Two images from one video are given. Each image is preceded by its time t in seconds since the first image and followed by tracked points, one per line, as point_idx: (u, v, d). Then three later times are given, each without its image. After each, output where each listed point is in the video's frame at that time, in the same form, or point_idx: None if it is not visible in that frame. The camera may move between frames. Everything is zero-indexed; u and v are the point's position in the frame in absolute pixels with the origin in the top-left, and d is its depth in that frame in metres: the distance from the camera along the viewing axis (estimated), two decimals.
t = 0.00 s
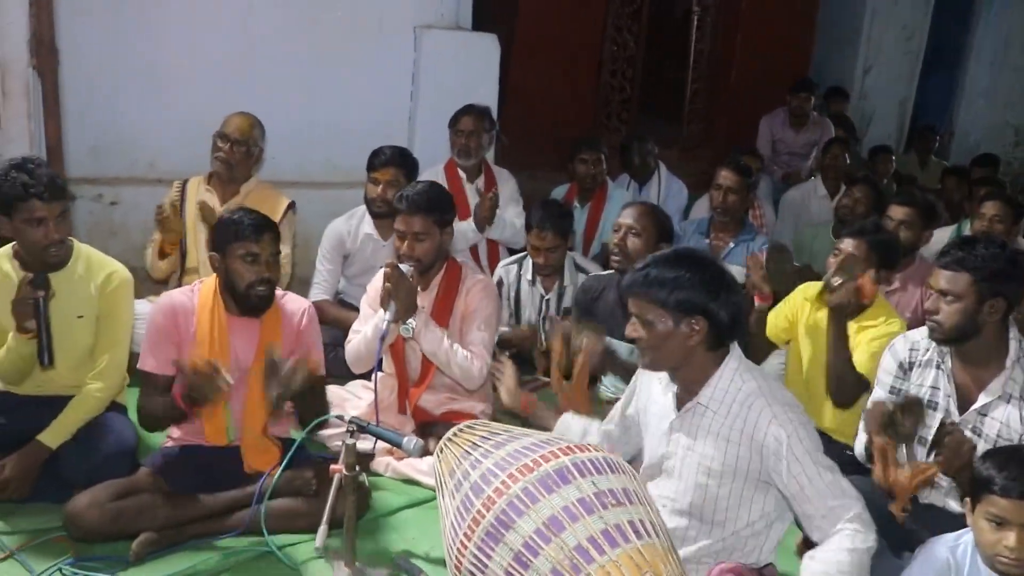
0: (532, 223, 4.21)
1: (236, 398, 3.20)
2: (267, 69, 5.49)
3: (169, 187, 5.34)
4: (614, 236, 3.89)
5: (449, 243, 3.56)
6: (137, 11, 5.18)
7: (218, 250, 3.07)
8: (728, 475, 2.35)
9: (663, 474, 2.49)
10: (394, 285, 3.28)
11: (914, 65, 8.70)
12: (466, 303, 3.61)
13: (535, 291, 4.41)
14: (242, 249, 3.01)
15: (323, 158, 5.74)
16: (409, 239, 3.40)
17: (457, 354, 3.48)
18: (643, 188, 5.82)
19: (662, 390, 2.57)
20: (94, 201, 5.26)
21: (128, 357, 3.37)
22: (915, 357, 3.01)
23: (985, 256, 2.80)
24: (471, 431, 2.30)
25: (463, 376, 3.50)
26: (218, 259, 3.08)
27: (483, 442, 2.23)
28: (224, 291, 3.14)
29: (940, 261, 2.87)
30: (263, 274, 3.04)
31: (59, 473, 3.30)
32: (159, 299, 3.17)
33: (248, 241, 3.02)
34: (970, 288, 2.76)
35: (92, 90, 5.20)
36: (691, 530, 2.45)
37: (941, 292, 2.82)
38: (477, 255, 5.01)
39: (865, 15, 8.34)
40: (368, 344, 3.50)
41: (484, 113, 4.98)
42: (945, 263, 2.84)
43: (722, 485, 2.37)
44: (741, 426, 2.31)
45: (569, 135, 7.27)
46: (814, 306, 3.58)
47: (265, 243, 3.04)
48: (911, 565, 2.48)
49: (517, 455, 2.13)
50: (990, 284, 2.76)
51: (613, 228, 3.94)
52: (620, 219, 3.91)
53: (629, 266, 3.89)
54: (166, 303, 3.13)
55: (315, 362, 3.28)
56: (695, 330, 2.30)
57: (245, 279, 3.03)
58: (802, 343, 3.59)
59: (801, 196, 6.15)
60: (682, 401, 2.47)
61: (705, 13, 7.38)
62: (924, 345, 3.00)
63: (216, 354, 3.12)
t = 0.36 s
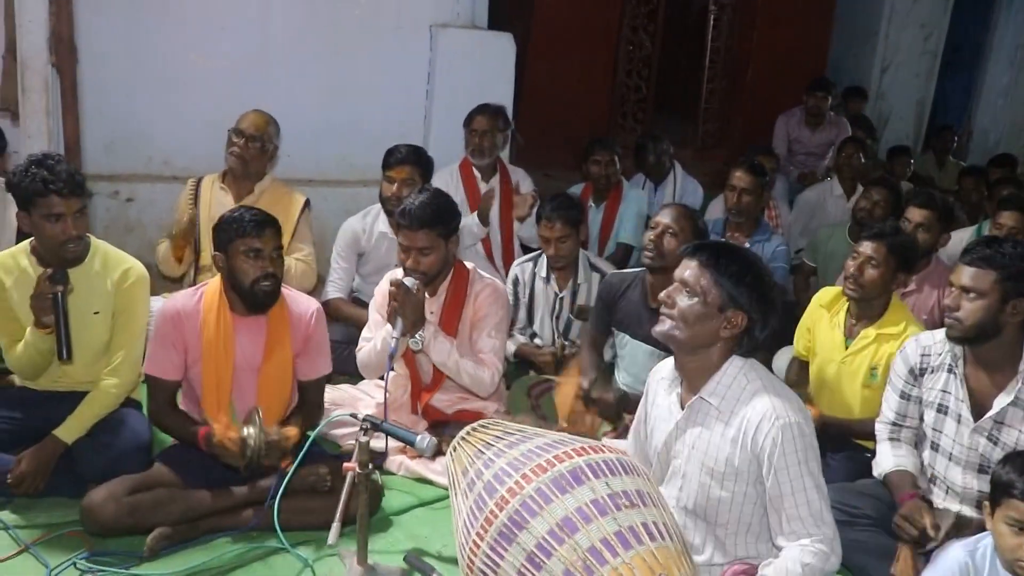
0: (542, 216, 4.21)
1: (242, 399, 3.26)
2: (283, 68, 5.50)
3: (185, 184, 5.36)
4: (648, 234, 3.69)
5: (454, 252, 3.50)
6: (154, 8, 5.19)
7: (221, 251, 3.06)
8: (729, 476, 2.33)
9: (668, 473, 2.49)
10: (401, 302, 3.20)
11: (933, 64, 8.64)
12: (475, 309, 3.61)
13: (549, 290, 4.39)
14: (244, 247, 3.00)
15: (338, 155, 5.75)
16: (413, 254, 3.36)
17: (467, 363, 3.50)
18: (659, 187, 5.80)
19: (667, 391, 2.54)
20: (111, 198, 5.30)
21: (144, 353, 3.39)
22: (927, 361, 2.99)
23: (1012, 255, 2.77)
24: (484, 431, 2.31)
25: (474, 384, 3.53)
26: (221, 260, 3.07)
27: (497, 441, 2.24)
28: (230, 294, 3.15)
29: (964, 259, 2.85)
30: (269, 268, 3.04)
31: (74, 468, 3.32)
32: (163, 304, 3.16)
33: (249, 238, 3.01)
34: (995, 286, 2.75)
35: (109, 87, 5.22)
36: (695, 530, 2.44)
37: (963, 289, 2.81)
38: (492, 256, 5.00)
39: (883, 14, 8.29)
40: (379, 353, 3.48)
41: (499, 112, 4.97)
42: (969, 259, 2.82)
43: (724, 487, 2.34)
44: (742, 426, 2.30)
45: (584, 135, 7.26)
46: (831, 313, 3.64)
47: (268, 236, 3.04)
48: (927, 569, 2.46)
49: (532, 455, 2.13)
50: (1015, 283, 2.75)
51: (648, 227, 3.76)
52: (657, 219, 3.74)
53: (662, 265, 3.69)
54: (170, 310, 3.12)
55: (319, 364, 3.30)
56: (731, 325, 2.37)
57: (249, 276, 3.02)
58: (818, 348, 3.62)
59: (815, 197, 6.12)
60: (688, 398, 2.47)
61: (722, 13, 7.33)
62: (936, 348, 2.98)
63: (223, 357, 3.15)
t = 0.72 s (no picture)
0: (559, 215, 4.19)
1: (254, 393, 3.21)
2: (300, 63, 5.52)
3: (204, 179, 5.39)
4: (661, 229, 3.70)
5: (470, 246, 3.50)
6: (172, 4, 5.21)
7: (222, 246, 3.07)
8: (740, 467, 2.31)
9: (677, 467, 2.47)
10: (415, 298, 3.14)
11: (956, 61, 8.55)
12: (490, 305, 3.61)
13: (567, 286, 4.36)
14: (245, 240, 3.01)
15: (355, 151, 5.76)
16: (429, 249, 3.38)
17: (481, 359, 3.49)
18: (677, 184, 5.79)
19: (682, 381, 2.53)
20: (129, 193, 5.34)
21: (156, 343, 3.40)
22: (954, 355, 2.96)
23: None
24: (499, 426, 2.31)
25: (488, 381, 3.51)
26: (223, 254, 3.08)
27: (511, 437, 2.23)
28: (236, 285, 3.14)
29: (1000, 256, 2.79)
30: (271, 262, 3.04)
31: (91, 462, 3.33)
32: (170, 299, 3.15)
33: (250, 231, 3.02)
34: None
35: (128, 83, 5.25)
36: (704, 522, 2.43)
37: (1003, 289, 2.74)
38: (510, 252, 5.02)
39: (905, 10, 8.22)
40: (394, 348, 3.49)
41: (517, 108, 4.97)
42: (1005, 258, 2.76)
43: (735, 478, 2.33)
44: (754, 416, 2.29)
45: (602, 131, 7.24)
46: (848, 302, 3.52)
47: (269, 229, 3.05)
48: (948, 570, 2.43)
49: (546, 451, 2.13)
50: None
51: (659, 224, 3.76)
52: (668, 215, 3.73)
53: (674, 262, 3.72)
54: (179, 300, 3.13)
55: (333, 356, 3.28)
56: (744, 320, 2.35)
57: (253, 270, 3.03)
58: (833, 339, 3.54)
59: (835, 194, 6.07)
60: (699, 392, 2.46)
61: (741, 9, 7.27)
62: (965, 343, 2.95)
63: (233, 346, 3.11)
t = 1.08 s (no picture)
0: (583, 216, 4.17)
1: (285, 384, 3.27)
2: (329, 61, 5.54)
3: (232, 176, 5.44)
4: (668, 222, 3.77)
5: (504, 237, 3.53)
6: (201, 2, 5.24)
7: (261, 240, 3.08)
8: (767, 468, 2.29)
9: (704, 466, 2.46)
10: (449, 283, 3.24)
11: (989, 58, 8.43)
12: (522, 297, 3.61)
13: (595, 283, 4.35)
14: (285, 235, 3.02)
15: (383, 148, 5.78)
16: (462, 235, 3.39)
17: (511, 351, 3.49)
18: (704, 183, 5.75)
19: (707, 382, 2.54)
20: (159, 189, 5.39)
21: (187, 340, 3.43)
22: (986, 359, 2.89)
23: None
24: (525, 426, 2.31)
25: (517, 371, 3.52)
26: (262, 248, 3.09)
27: (536, 438, 2.23)
28: (272, 279, 3.17)
29: None
30: (309, 254, 3.06)
31: (120, 454, 3.38)
32: (206, 292, 3.19)
33: (289, 225, 3.03)
34: None
35: (159, 81, 5.29)
36: (731, 522, 2.41)
37: None
38: (537, 251, 4.99)
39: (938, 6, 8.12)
40: (423, 338, 3.49)
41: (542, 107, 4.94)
42: None
43: (761, 480, 2.31)
44: (781, 417, 2.27)
45: (629, 129, 7.22)
46: (878, 312, 3.57)
47: (310, 224, 3.07)
48: None
49: (571, 454, 2.13)
50: None
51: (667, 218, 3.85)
52: (674, 209, 3.84)
53: (683, 254, 3.73)
54: (215, 297, 3.15)
55: (365, 349, 3.35)
56: (778, 319, 2.34)
57: (291, 264, 3.05)
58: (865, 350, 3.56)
59: (864, 194, 6.02)
60: (727, 391, 2.44)
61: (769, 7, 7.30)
62: (996, 345, 2.87)
63: (267, 343, 3.15)
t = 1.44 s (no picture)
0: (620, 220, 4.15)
1: (327, 382, 3.26)
2: (366, 63, 5.57)
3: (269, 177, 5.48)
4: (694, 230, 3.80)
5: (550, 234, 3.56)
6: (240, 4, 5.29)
7: (306, 235, 3.12)
8: (811, 477, 2.27)
9: (745, 475, 2.44)
10: (498, 269, 3.21)
11: None
12: (565, 294, 3.61)
13: (629, 288, 4.34)
14: (330, 234, 3.06)
15: (418, 150, 5.80)
16: (509, 228, 3.41)
17: (553, 343, 3.45)
18: (740, 188, 5.72)
19: (750, 392, 2.52)
20: (197, 189, 5.43)
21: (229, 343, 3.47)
22: None
23: None
24: (561, 434, 2.29)
25: (558, 365, 3.47)
26: (307, 244, 3.13)
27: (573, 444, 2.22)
28: (314, 275, 3.20)
29: None
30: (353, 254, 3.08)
31: (156, 450, 3.42)
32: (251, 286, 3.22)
33: (334, 225, 3.06)
34: None
35: (199, 83, 5.35)
36: (771, 531, 2.40)
37: None
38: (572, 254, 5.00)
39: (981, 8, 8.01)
40: (466, 330, 3.49)
41: (580, 109, 4.95)
42: None
43: (806, 487, 2.29)
44: (825, 426, 2.23)
45: (665, 132, 7.19)
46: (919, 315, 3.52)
47: (358, 226, 3.10)
48: None
49: (609, 458, 2.11)
50: None
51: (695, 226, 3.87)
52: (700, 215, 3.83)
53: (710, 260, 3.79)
54: (259, 289, 3.19)
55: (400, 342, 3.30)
56: (782, 322, 2.24)
57: (335, 264, 3.07)
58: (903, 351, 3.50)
59: (904, 200, 5.96)
60: (767, 401, 2.41)
61: (808, 9, 7.04)
62: None
63: (309, 336, 3.16)
